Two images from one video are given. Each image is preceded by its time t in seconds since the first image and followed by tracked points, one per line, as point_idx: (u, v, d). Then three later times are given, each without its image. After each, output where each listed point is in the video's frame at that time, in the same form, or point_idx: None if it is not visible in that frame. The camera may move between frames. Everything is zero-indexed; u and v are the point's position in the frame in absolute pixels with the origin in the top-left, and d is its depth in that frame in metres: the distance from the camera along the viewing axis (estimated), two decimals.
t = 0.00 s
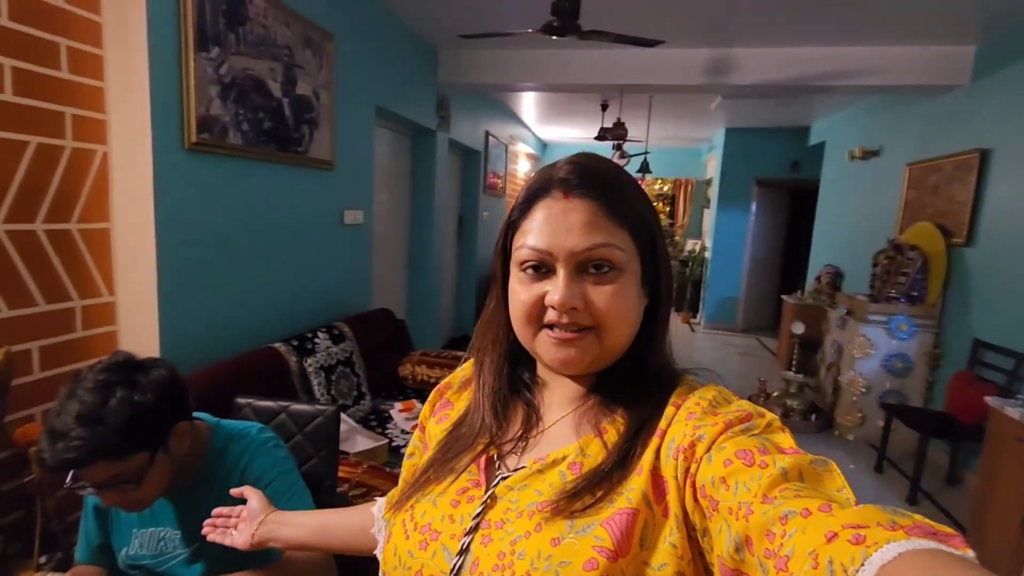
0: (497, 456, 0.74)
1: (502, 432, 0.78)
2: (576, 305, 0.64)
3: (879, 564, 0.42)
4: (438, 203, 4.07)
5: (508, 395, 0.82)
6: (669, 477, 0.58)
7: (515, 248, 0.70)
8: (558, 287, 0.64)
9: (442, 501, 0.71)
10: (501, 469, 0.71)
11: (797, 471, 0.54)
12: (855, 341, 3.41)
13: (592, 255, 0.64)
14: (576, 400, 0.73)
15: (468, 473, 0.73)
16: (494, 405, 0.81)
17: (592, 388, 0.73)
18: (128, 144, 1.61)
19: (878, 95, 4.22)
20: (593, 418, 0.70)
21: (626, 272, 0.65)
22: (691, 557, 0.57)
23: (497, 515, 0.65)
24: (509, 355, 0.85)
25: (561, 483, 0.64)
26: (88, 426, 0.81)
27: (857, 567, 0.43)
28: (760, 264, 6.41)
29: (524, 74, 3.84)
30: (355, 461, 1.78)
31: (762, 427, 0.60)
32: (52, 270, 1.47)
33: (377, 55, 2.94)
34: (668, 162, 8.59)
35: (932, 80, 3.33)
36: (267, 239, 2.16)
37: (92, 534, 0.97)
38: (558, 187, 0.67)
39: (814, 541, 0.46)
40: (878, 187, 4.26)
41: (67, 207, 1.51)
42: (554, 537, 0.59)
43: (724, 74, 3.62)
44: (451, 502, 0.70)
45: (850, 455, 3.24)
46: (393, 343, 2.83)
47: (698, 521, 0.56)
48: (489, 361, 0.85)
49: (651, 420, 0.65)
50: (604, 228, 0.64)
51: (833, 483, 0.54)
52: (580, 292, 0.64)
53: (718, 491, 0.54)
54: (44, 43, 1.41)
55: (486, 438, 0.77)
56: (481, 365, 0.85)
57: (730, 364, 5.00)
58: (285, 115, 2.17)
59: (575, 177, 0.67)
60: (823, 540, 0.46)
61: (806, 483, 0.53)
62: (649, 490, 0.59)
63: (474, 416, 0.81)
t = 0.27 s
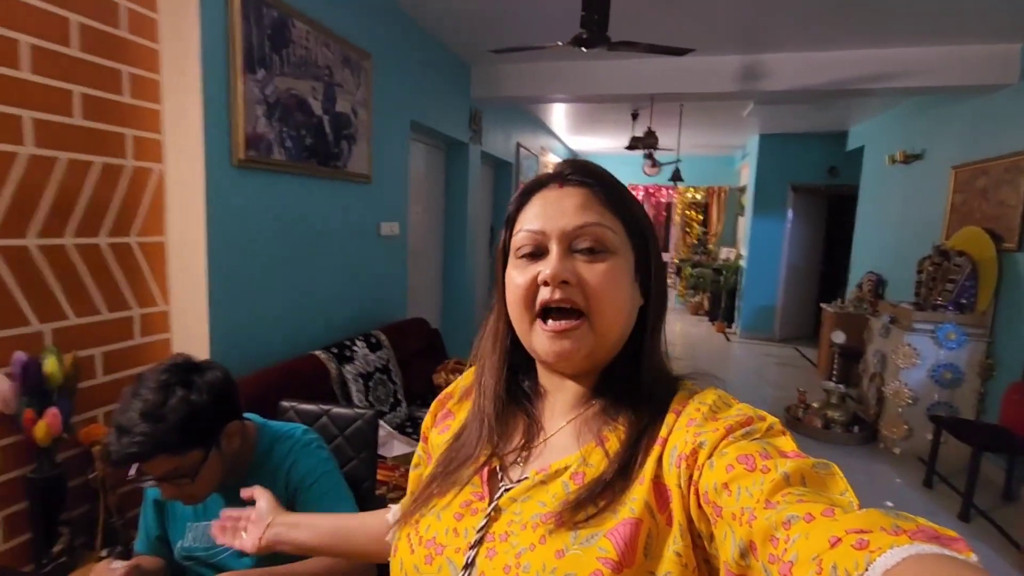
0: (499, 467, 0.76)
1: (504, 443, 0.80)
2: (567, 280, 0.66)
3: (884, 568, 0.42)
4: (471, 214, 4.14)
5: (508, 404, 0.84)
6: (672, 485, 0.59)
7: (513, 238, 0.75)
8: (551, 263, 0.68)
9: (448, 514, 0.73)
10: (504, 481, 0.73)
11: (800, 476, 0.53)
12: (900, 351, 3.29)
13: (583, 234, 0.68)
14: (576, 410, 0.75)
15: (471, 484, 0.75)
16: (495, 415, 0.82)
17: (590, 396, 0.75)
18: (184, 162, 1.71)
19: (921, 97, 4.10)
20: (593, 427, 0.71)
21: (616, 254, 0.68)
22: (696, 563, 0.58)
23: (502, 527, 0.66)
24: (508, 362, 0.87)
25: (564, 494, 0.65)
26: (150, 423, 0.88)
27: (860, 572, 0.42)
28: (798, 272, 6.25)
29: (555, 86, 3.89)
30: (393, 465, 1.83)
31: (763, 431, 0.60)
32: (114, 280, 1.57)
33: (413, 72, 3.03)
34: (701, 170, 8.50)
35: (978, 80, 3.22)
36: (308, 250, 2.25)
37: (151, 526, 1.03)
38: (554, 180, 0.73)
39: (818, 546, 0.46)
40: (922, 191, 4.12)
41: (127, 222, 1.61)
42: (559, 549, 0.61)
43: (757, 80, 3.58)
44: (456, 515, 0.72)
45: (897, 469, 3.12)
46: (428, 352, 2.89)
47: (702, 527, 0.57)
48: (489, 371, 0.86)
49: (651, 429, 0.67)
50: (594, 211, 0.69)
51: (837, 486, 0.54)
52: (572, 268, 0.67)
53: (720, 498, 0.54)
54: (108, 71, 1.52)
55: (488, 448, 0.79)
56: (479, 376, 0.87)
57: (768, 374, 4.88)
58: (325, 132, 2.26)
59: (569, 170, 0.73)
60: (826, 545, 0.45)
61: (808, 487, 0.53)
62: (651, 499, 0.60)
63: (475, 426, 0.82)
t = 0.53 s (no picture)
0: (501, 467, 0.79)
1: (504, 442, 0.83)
2: (544, 293, 0.70)
3: (883, 565, 0.43)
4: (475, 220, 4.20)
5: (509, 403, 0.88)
6: (672, 485, 0.62)
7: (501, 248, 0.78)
8: (529, 277, 0.71)
9: (455, 515, 0.77)
10: (506, 482, 0.77)
11: (798, 473, 0.55)
12: (901, 349, 3.34)
13: (559, 246, 0.70)
14: (575, 412, 0.78)
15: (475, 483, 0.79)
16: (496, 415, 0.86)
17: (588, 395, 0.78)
18: (203, 172, 1.78)
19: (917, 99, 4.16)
20: (593, 429, 0.75)
21: (595, 263, 0.70)
22: (696, 561, 0.62)
23: (506, 527, 0.71)
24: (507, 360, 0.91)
25: (566, 495, 0.69)
26: (191, 415, 0.95)
27: (859, 569, 0.43)
28: (799, 274, 6.30)
29: (557, 93, 3.97)
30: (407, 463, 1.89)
31: (762, 429, 0.62)
32: (138, 287, 1.64)
33: (418, 82, 3.11)
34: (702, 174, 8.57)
35: (972, 82, 3.29)
36: (320, 257, 2.32)
37: (185, 516, 1.09)
38: (537, 188, 0.76)
39: (816, 543, 0.47)
40: (920, 192, 4.18)
41: (151, 230, 1.68)
42: (561, 548, 0.65)
43: (756, 85, 3.65)
44: (461, 517, 0.76)
45: (900, 467, 3.16)
46: (436, 355, 2.95)
47: (703, 527, 0.60)
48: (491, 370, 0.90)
49: (649, 429, 0.70)
50: (572, 223, 0.71)
51: (835, 483, 0.55)
52: (549, 281, 0.70)
53: (720, 496, 0.56)
54: (133, 86, 1.59)
55: (492, 450, 0.83)
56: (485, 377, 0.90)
57: (772, 375, 4.92)
58: (336, 142, 2.33)
59: (553, 179, 0.75)
60: (825, 542, 0.46)
61: (808, 485, 0.55)
62: (651, 498, 0.64)
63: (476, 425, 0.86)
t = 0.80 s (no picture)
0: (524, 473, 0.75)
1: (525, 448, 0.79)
2: (575, 320, 0.65)
3: None
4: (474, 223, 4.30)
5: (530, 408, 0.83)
6: (698, 497, 0.58)
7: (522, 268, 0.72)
8: (558, 303, 0.66)
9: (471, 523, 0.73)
10: (529, 488, 0.73)
11: (831, 487, 0.52)
12: (888, 344, 3.45)
13: (588, 268, 0.64)
14: (600, 420, 0.74)
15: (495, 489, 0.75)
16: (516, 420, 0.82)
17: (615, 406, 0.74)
18: (220, 181, 1.87)
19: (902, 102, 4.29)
20: (619, 439, 0.70)
21: (625, 283, 0.65)
22: None
23: (530, 537, 0.67)
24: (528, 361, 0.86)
25: (591, 505, 0.65)
26: (232, 406, 1.04)
27: None
28: (791, 272, 6.44)
29: (554, 99, 4.07)
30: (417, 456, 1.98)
31: (791, 441, 0.60)
32: (162, 291, 1.72)
33: (420, 90, 3.20)
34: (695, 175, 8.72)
35: (954, 85, 3.41)
36: (329, 260, 2.40)
37: (222, 502, 1.18)
38: (554, 204, 0.69)
39: (849, 561, 0.44)
40: (906, 192, 4.31)
41: (172, 237, 1.76)
42: (585, 559, 0.61)
43: (746, 89, 3.77)
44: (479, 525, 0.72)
45: (889, 457, 3.27)
46: (440, 355, 3.04)
47: (729, 541, 0.56)
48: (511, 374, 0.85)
49: (679, 438, 0.66)
50: (598, 242, 0.65)
51: (869, 500, 0.53)
52: (579, 306, 0.65)
53: (748, 510, 0.54)
54: (155, 101, 1.68)
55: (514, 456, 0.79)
56: (505, 383, 0.86)
57: (765, 372, 5.04)
58: (343, 150, 2.43)
59: (569, 194, 0.68)
60: (858, 560, 0.44)
61: (840, 499, 0.52)
62: (677, 510, 0.60)
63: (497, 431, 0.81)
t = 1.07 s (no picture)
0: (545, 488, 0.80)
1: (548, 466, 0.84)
2: (594, 338, 0.68)
3: None
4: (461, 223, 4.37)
5: (553, 425, 0.87)
6: (716, 512, 0.62)
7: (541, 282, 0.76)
8: (578, 320, 0.69)
9: (493, 534, 0.78)
10: (549, 501, 0.77)
11: (852, 504, 0.55)
12: (861, 335, 3.61)
13: (607, 288, 0.67)
14: (619, 435, 0.77)
15: (517, 505, 0.80)
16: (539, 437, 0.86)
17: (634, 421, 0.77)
18: (218, 189, 1.93)
19: (871, 102, 4.47)
20: (638, 454, 0.74)
21: (645, 302, 0.68)
22: None
23: (548, 549, 0.70)
24: (547, 379, 0.90)
25: (608, 519, 0.68)
26: (249, 404, 1.11)
27: None
28: (769, 267, 6.63)
29: (537, 102, 4.17)
30: (415, 450, 2.06)
31: (812, 455, 0.62)
32: (164, 297, 1.78)
33: (407, 95, 3.27)
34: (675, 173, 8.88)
35: (918, 87, 3.58)
36: (322, 263, 2.46)
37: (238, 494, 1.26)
38: (575, 221, 0.72)
39: None
40: (876, 188, 4.48)
41: (172, 245, 1.81)
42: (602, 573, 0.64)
43: (722, 91, 3.89)
44: (501, 536, 0.77)
45: (862, 442, 3.43)
46: (431, 354, 3.11)
47: (747, 557, 0.60)
48: (531, 391, 0.90)
49: (696, 451, 0.69)
50: (618, 261, 0.68)
51: (895, 518, 0.55)
52: (597, 324, 0.68)
53: (767, 525, 0.57)
54: (155, 112, 1.73)
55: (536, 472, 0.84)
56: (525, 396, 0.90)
57: (746, 364, 5.20)
58: (334, 155, 2.48)
59: (590, 213, 0.71)
60: None
61: (863, 516, 0.55)
62: (694, 525, 0.63)
63: (520, 448, 0.87)
